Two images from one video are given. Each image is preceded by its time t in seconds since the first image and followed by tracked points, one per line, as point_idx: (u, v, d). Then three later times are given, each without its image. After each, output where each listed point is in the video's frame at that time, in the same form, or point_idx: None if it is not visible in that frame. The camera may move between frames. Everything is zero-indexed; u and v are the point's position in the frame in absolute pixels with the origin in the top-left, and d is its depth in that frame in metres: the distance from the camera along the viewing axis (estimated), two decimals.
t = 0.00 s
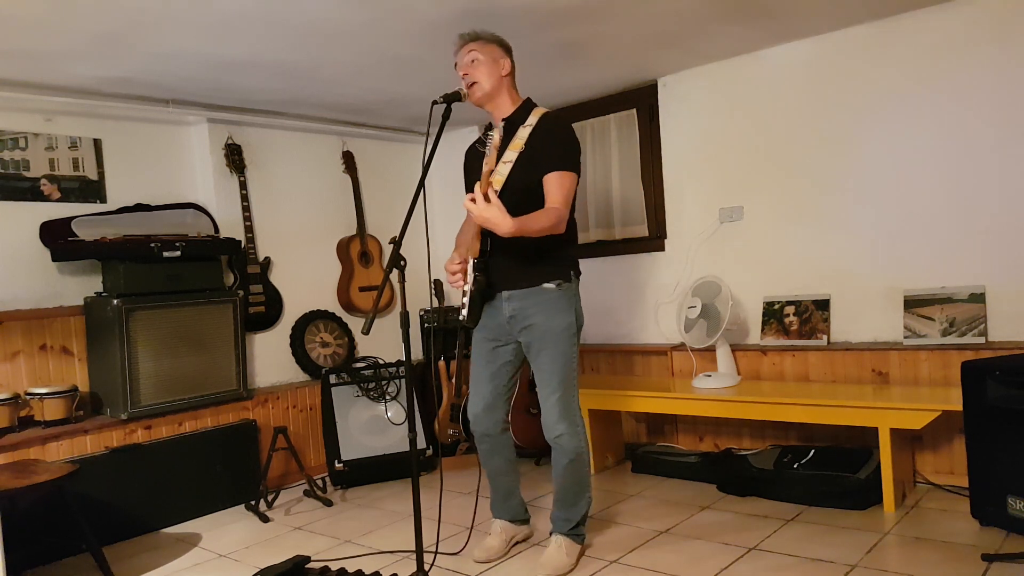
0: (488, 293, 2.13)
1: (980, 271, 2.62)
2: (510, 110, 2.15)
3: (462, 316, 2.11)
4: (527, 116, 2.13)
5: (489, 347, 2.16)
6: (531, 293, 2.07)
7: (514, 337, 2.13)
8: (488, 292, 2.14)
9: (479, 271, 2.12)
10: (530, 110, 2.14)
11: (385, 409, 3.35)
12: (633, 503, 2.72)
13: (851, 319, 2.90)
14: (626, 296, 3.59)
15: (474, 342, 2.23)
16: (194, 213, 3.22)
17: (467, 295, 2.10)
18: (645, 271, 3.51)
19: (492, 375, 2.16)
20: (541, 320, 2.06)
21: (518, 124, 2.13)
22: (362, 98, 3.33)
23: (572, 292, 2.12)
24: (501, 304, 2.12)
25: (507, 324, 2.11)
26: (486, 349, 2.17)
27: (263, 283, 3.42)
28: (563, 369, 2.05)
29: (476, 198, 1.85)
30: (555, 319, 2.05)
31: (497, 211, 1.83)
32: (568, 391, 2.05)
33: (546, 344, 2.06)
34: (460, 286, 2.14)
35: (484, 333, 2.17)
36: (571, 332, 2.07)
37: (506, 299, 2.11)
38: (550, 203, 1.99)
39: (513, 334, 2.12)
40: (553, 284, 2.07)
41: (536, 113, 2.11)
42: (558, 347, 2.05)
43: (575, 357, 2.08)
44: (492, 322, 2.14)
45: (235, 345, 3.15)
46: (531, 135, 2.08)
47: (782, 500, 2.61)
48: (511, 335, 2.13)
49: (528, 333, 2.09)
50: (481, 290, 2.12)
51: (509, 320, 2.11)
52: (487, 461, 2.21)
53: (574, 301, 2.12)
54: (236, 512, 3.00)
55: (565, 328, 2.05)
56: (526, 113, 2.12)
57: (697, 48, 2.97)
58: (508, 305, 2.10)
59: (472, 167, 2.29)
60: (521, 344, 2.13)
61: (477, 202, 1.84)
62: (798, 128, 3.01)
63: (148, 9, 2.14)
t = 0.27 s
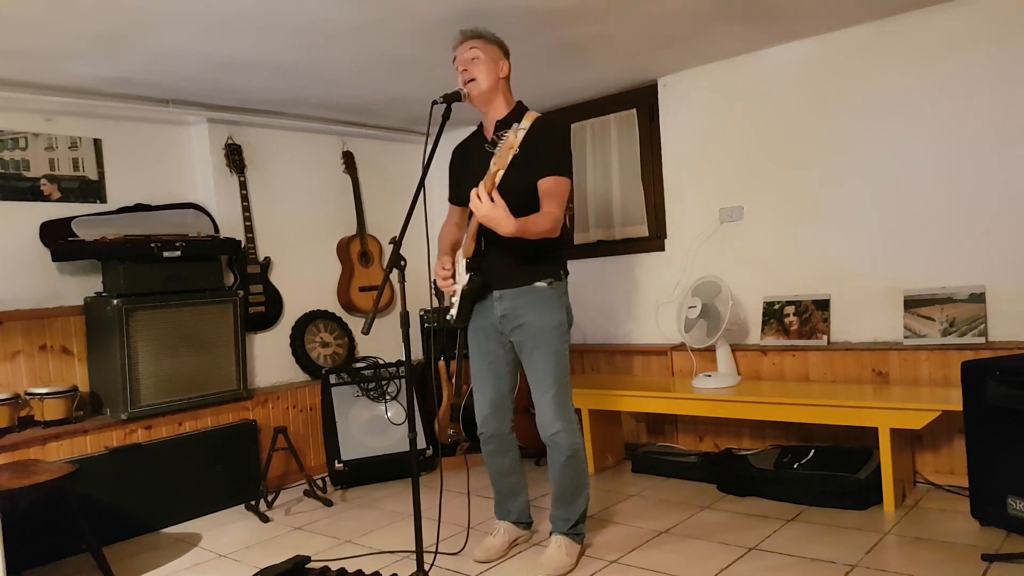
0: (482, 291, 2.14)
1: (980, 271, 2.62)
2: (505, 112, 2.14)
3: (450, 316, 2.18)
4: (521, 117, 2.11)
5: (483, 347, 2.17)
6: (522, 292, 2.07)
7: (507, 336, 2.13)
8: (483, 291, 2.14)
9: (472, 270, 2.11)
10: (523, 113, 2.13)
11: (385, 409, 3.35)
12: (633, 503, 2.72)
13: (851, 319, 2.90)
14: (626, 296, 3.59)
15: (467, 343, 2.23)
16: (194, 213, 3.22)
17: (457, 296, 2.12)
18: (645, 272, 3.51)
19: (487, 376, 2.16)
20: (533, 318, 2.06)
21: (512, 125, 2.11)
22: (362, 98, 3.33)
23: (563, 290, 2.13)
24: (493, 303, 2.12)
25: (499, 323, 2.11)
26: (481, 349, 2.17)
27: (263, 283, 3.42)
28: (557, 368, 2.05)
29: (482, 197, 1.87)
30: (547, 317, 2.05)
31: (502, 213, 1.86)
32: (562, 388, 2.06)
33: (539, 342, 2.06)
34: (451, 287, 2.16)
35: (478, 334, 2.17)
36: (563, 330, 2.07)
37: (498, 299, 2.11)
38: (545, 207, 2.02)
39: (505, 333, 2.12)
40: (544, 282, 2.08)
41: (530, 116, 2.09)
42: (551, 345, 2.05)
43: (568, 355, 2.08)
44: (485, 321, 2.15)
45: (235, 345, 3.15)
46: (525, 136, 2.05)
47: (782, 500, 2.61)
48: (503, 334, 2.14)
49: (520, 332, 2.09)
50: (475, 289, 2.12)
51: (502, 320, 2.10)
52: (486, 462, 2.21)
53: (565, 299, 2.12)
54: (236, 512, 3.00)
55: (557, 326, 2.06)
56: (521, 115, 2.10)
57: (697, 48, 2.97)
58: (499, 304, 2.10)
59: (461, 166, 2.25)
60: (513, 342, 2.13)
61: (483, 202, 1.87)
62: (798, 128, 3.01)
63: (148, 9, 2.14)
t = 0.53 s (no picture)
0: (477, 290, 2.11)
1: (980, 271, 2.62)
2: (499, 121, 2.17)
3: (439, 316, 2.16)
4: (511, 121, 2.12)
5: (476, 347, 2.16)
6: (514, 291, 2.07)
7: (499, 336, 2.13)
8: (476, 291, 2.11)
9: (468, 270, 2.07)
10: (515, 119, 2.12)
11: (385, 409, 3.35)
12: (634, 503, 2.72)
13: (851, 319, 2.90)
14: (625, 296, 3.59)
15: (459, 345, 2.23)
16: (194, 213, 3.22)
17: (450, 297, 2.10)
18: (645, 272, 3.51)
19: (481, 375, 2.17)
20: (525, 316, 2.06)
21: (503, 129, 2.11)
22: (362, 98, 3.32)
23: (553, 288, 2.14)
24: (485, 303, 2.11)
25: (492, 323, 2.11)
26: (474, 350, 2.17)
27: (263, 284, 3.42)
28: (549, 365, 2.06)
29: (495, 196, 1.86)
30: (539, 315, 2.06)
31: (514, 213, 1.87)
32: (555, 386, 2.06)
33: (532, 340, 2.06)
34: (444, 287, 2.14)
35: (470, 335, 2.17)
36: (554, 327, 2.07)
37: (490, 299, 2.10)
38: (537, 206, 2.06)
39: (498, 332, 2.12)
40: (535, 281, 2.08)
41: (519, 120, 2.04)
42: (543, 343, 2.06)
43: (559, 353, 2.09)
44: (476, 321, 2.14)
45: (235, 345, 3.15)
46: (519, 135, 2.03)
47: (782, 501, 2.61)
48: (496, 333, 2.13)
49: (513, 331, 2.09)
50: (469, 289, 2.10)
51: (494, 320, 2.10)
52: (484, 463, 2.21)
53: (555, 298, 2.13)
54: (236, 512, 3.00)
55: (547, 324, 2.06)
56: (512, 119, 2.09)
57: (697, 48, 2.97)
58: (492, 304, 2.09)
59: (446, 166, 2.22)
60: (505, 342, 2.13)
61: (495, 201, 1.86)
62: (798, 128, 3.01)
63: (148, 9, 2.14)
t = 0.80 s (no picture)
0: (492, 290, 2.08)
1: (980, 271, 2.62)
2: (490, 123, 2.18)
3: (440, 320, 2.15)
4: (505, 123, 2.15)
5: (475, 347, 2.17)
6: (516, 291, 2.08)
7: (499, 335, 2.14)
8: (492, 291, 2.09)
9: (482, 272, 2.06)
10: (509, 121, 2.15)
11: (385, 409, 3.35)
12: (634, 503, 2.72)
13: (851, 319, 2.90)
14: (625, 296, 3.59)
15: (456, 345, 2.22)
16: (194, 213, 3.22)
17: (454, 301, 2.09)
18: (645, 272, 3.51)
19: (481, 374, 2.17)
20: (526, 315, 2.08)
21: (499, 132, 2.13)
22: (361, 98, 3.32)
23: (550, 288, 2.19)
24: (487, 304, 2.10)
25: (493, 323, 2.11)
26: (473, 349, 2.17)
27: (263, 284, 3.42)
28: (546, 361, 2.08)
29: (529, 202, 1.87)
30: (541, 314, 2.09)
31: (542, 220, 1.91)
32: (552, 382, 2.09)
33: (531, 339, 2.08)
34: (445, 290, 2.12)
35: (469, 335, 2.16)
36: (550, 324, 2.11)
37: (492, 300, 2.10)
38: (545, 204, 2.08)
39: (498, 331, 2.13)
40: (535, 281, 2.11)
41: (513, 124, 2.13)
42: (542, 341, 2.09)
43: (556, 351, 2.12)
44: (477, 321, 2.13)
45: (235, 345, 3.15)
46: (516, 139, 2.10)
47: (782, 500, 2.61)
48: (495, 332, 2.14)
49: (513, 330, 2.11)
50: (475, 291, 2.09)
51: (496, 320, 2.10)
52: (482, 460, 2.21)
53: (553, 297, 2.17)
54: (236, 512, 3.00)
55: (544, 321, 2.09)
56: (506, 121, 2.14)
57: (697, 48, 2.97)
58: (494, 304, 2.09)
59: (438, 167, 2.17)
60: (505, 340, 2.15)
61: (530, 208, 1.87)
62: (798, 128, 3.01)
63: (148, 9, 2.14)
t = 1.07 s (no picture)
0: (505, 289, 2.08)
1: (980, 272, 2.62)
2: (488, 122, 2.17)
3: (446, 321, 2.15)
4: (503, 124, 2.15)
5: (478, 345, 2.16)
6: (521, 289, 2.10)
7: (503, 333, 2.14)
8: (507, 291, 2.09)
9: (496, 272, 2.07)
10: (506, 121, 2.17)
11: (385, 409, 3.35)
12: (633, 503, 2.72)
13: (851, 319, 2.90)
14: (625, 296, 3.59)
15: (457, 344, 2.21)
16: (194, 213, 3.22)
17: (464, 301, 2.10)
18: (645, 272, 3.51)
19: (484, 373, 2.16)
20: (531, 312, 2.10)
21: (498, 133, 2.13)
22: (362, 98, 3.33)
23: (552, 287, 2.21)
24: (493, 302, 2.10)
25: (499, 321, 2.11)
26: (475, 348, 2.16)
27: (263, 284, 3.42)
28: (548, 358, 2.09)
29: (550, 204, 1.92)
30: (545, 311, 2.11)
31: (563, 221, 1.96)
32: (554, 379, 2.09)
33: (535, 336, 2.09)
34: (452, 291, 2.13)
35: (472, 334, 2.15)
36: (552, 321, 2.12)
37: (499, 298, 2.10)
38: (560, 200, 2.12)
39: (502, 330, 2.13)
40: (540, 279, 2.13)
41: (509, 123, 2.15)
42: (545, 338, 2.10)
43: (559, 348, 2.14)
44: (484, 321, 2.11)
45: (235, 345, 3.15)
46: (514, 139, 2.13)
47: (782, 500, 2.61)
48: (499, 331, 2.14)
49: (518, 328, 2.11)
50: (486, 291, 2.09)
51: (502, 319, 2.10)
52: (483, 459, 2.20)
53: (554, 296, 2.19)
54: (236, 512, 3.00)
55: (547, 318, 2.11)
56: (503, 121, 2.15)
57: (697, 48, 2.97)
58: (500, 302, 2.09)
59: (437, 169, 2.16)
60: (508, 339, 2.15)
61: (552, 210, 1.92)
62: (797, 128, 3.01)
63: (148, 9, 2.14)
